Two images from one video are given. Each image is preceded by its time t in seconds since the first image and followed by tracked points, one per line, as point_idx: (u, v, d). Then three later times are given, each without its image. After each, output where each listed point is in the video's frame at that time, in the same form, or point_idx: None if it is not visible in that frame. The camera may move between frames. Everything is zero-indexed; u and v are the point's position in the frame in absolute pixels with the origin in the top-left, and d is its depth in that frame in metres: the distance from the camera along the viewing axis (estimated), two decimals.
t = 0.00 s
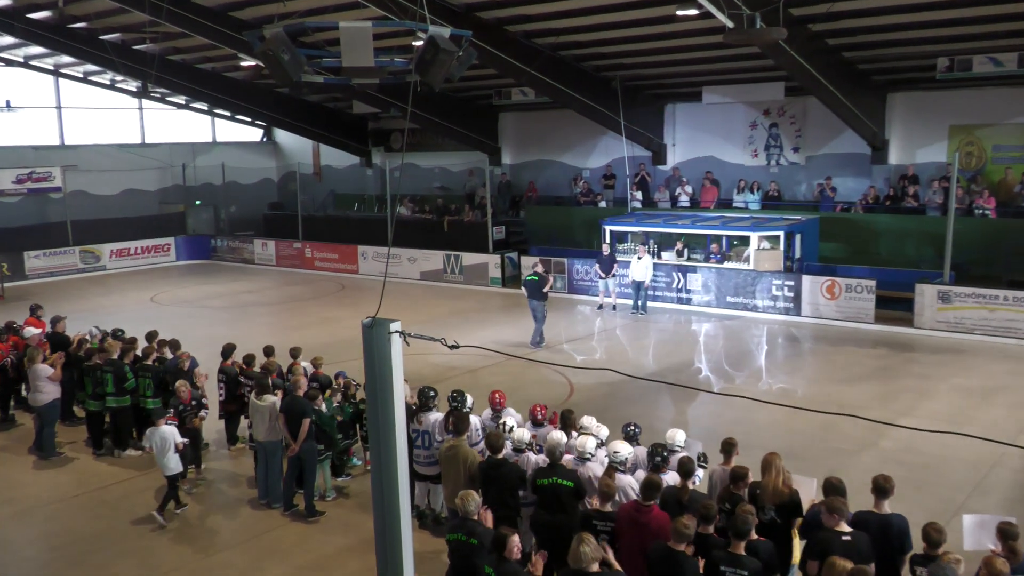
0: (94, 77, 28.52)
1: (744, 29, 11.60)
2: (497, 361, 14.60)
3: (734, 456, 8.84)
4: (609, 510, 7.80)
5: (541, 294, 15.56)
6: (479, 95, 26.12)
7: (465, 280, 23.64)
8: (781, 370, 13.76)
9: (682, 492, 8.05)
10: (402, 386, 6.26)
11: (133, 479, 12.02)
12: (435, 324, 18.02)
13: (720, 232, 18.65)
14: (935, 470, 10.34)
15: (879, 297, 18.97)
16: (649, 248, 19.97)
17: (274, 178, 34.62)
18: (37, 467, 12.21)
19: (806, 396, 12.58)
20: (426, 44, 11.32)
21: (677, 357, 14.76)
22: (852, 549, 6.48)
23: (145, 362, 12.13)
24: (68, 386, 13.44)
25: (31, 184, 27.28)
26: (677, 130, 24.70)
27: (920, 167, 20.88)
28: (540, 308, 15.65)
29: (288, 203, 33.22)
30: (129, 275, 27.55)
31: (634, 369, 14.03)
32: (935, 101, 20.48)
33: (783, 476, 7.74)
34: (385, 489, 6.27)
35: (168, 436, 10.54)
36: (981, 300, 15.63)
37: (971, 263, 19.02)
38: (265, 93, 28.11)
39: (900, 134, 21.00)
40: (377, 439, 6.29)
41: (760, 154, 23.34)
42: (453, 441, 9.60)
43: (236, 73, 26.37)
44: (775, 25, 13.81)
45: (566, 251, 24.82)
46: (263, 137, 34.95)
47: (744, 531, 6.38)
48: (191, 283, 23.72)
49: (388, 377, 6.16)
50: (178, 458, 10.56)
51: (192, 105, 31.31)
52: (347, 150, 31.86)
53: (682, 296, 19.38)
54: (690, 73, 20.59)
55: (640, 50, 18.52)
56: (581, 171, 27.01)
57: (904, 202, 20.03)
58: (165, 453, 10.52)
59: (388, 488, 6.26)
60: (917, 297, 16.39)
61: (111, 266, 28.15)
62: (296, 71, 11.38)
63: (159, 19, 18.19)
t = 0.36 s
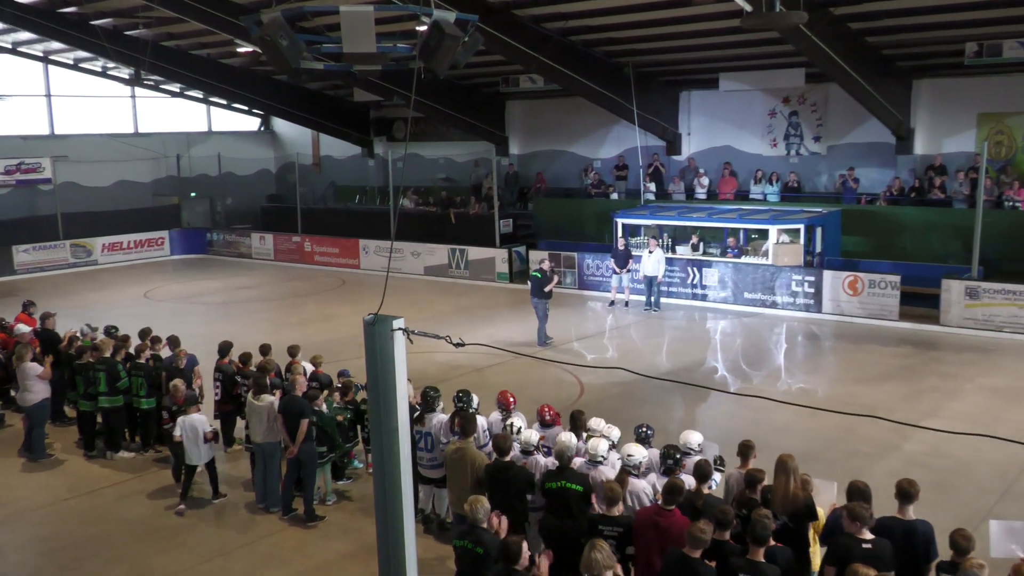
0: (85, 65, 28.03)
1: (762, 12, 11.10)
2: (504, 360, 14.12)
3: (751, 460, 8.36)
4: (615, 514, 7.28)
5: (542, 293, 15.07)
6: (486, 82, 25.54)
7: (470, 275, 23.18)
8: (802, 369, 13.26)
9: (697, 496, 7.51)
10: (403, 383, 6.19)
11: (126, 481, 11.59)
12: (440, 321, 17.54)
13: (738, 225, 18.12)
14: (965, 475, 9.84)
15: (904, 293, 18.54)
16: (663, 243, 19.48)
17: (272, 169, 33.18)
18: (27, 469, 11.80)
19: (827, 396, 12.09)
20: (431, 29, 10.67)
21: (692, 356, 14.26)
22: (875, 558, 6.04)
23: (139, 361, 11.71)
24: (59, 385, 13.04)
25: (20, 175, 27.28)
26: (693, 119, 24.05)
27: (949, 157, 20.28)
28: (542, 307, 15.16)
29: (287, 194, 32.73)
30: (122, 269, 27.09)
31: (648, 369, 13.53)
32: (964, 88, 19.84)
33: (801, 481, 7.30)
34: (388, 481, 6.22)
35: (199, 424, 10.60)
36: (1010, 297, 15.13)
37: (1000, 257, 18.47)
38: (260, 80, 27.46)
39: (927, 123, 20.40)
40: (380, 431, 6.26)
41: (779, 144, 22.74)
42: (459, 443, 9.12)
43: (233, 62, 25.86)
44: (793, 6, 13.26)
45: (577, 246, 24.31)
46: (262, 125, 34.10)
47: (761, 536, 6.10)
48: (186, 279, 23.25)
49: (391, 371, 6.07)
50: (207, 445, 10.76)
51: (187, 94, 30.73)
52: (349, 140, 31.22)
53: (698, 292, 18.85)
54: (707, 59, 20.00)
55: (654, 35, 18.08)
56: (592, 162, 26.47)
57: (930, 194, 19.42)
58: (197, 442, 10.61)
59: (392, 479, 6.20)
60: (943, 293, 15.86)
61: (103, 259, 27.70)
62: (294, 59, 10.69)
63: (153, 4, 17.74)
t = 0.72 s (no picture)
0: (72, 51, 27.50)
1: None
2: (508, 359, 13.67)
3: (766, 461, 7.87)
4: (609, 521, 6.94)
5: (540, 291, 14.57)
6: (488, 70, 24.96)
7: (473, 271, 22.76)
8: (819, 370, 12.79)
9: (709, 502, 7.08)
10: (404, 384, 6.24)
11: (114, 485, 11.14)
12: (441, 319, 17.09)
13: (753, 219, 17.63)
14: (993, 480, 9.38)
15: (927, 289, 18.15)
16: (674, 237, 18.98)
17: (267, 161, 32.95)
18: (11, 472, 11.37)
19: (846, 397, 11.63)
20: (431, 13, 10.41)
21: (704, 355, 13.80)
22: (889, 565, 5.59)
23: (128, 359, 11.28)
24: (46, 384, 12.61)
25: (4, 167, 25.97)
26: (705, 109, 23.42)
27: (974, 147, 19.62)
28: (541, 305, 14.66)
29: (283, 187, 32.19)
30: (108, 265, 26.65)
31: (659, 368, 13.08)
32: (989, 75, 19.16)
33: (811, 487, 6.89)
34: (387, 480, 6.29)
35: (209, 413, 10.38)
36: None
37: None
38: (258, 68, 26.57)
39: (950, 113, 19.70)
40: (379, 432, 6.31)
41: (796, 134, 22.19)
42: (463, 446, 8.65)
43: (226, 48, 25.32)
44: None
45: (584, 240, 23.83)
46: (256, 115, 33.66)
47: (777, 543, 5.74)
48: (178, 274, 22.79)
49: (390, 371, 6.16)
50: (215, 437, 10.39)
51: (178, 81, 30.15)
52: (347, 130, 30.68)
53: (710, 289, 18.43)
54: (720, 44, 19.57)
55: (664, 20, 17.60)
56: (601, 152, 25.86)
57: (954, 185, 19.01)
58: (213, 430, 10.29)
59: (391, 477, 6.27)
60: (967, 289, 15.36)
61: (91, 254, 27.34)
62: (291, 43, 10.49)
63: None
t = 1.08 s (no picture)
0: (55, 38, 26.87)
1: None
2: (511, 361, 13.17)
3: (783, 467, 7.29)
4: (611, 525, 6.48)
5: (537, 290, 14.03)
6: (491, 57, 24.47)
7: (474, 268, 22.24)
8: (837, 372, 12.30)
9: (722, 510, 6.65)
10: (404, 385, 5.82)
11: (99, 492, 10.62)
12: (440, 318, 16.59)
13: (768, 213, 17.27)
14: None
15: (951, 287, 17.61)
16: (685, 232, 18.51)
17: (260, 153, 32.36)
18: None
19: (865, 401, 11.15)
20: None
21: (716, 355, 13.33)
22: None
23: (113, 360, 10.81)
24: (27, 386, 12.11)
25: None
26: (718, 97, 22.97)
27: (1000, 138, 19.14)
28: (535, 305, 14.09)
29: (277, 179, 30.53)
30: (93, 261, 26.06)
31: (669, 370, 12.60)
32: (1016, 63, 18.65)
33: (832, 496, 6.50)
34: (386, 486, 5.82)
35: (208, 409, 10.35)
36: None
37: None
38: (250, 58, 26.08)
39: (975, 102, 19.23)
40: (376, 436, 5.86)
41: (814, 125, 21.72)
42: (464, 450, 8.16)
43: (216, 34, 24.69)
44: None
45: (592, 233, 23.31)
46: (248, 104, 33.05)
47: (788, 552, 5.56)
48: (166, 271, 22.25)
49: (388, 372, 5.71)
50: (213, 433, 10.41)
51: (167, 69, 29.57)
52: (343, 120, 30.10)
53: (723, 287, 17.95)
54: (734, 30, 19.06)
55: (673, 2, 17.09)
56: (609, 143, 25.41)
57: (978, 178, 18.59)
58: (210, 427, 10.26)
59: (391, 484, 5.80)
60: (993, 287, 14.87)
61: (76, 249, 26.69)
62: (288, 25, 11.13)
63: None
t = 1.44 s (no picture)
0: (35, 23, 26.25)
1: None
2: (513, 361, 12.72)
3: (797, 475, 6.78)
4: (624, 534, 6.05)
5: (531, 287, 13.61)
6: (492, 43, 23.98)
7: (474, 264, 21.79)
8: (854, 373, 11.84)
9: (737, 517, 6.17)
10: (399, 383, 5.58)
11: (81, 498, 10.17)
12: (438, 317, 16.11)
13: (783, 207, 16.68)
14: None
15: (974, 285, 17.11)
16: (697, 228, 18.00)
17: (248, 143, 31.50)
18: None
19: (884, 404, 10.69)
20: None
21: (728, 355, 12.89)
22: None
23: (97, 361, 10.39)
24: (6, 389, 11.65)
25: None
26: (729, 86, 22.57)
27: None
28: (527, 301, 13.68)
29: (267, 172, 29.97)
30: (74, 258, 25.55)
31: (678, 371, 12.14)
32: None
33: (846, 503, 6.21)
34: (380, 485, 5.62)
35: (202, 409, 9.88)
36: None
37: None
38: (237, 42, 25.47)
39: (999, 92, 18.68)
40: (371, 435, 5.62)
41: (830, 114, 21.25)
42: (463, 454, 7.68)
43: (203, 20, 24.10)
44: None
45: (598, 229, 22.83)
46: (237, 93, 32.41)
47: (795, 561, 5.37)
48: (154, 268, 21.73)
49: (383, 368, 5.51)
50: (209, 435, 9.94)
51: (152, 57, 29.01)
52: (337, 109, 29.54)
53: (735, 284, 17.52)
54: (747, 15, 18.72)
55: None
56: (616, 134, 24.94)
57: (1004, 170, 17.85)
58: (202, 428, 9.84)
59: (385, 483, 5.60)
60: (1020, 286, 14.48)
61: (57, 245, 26.15)
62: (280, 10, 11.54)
63: None
